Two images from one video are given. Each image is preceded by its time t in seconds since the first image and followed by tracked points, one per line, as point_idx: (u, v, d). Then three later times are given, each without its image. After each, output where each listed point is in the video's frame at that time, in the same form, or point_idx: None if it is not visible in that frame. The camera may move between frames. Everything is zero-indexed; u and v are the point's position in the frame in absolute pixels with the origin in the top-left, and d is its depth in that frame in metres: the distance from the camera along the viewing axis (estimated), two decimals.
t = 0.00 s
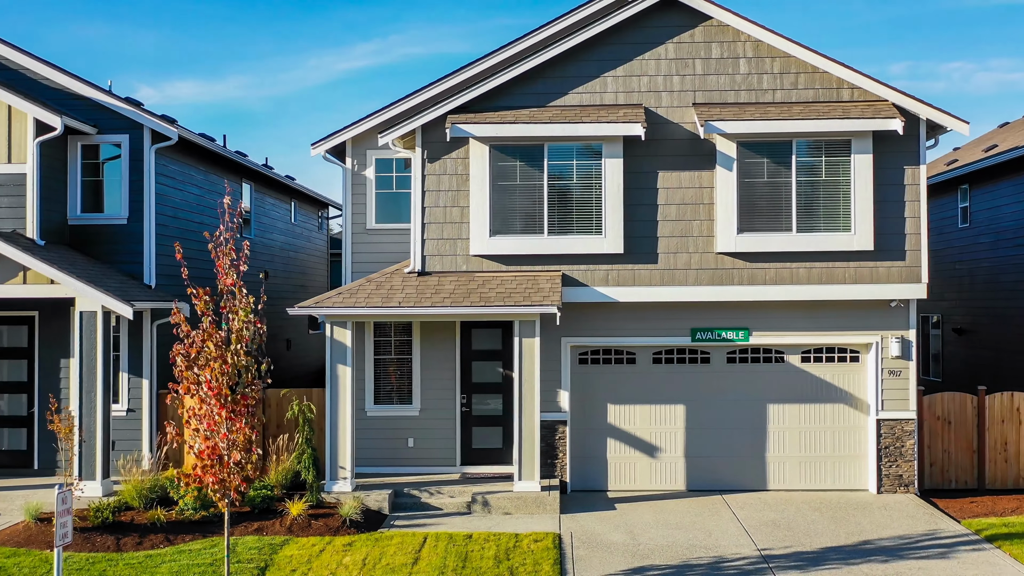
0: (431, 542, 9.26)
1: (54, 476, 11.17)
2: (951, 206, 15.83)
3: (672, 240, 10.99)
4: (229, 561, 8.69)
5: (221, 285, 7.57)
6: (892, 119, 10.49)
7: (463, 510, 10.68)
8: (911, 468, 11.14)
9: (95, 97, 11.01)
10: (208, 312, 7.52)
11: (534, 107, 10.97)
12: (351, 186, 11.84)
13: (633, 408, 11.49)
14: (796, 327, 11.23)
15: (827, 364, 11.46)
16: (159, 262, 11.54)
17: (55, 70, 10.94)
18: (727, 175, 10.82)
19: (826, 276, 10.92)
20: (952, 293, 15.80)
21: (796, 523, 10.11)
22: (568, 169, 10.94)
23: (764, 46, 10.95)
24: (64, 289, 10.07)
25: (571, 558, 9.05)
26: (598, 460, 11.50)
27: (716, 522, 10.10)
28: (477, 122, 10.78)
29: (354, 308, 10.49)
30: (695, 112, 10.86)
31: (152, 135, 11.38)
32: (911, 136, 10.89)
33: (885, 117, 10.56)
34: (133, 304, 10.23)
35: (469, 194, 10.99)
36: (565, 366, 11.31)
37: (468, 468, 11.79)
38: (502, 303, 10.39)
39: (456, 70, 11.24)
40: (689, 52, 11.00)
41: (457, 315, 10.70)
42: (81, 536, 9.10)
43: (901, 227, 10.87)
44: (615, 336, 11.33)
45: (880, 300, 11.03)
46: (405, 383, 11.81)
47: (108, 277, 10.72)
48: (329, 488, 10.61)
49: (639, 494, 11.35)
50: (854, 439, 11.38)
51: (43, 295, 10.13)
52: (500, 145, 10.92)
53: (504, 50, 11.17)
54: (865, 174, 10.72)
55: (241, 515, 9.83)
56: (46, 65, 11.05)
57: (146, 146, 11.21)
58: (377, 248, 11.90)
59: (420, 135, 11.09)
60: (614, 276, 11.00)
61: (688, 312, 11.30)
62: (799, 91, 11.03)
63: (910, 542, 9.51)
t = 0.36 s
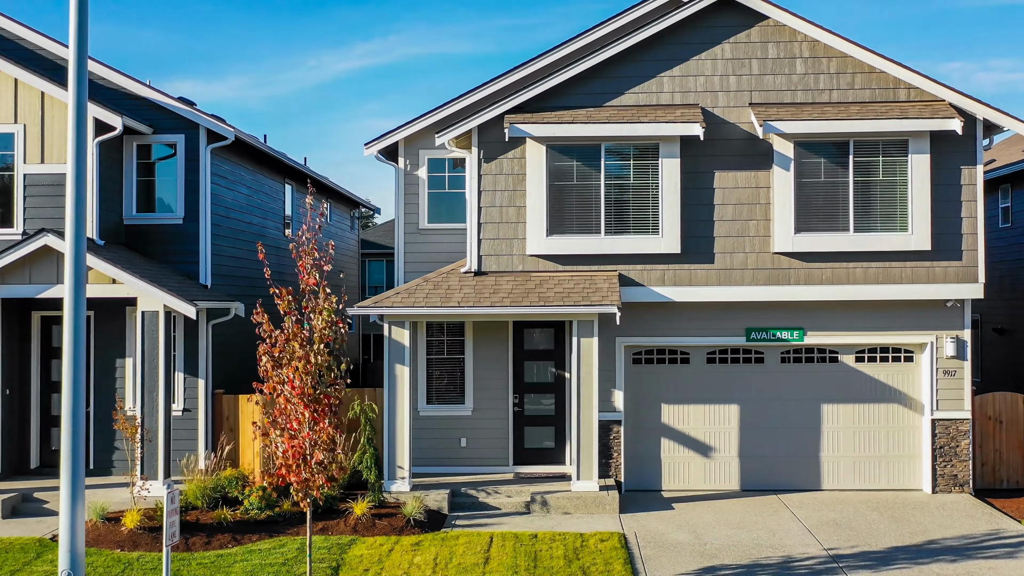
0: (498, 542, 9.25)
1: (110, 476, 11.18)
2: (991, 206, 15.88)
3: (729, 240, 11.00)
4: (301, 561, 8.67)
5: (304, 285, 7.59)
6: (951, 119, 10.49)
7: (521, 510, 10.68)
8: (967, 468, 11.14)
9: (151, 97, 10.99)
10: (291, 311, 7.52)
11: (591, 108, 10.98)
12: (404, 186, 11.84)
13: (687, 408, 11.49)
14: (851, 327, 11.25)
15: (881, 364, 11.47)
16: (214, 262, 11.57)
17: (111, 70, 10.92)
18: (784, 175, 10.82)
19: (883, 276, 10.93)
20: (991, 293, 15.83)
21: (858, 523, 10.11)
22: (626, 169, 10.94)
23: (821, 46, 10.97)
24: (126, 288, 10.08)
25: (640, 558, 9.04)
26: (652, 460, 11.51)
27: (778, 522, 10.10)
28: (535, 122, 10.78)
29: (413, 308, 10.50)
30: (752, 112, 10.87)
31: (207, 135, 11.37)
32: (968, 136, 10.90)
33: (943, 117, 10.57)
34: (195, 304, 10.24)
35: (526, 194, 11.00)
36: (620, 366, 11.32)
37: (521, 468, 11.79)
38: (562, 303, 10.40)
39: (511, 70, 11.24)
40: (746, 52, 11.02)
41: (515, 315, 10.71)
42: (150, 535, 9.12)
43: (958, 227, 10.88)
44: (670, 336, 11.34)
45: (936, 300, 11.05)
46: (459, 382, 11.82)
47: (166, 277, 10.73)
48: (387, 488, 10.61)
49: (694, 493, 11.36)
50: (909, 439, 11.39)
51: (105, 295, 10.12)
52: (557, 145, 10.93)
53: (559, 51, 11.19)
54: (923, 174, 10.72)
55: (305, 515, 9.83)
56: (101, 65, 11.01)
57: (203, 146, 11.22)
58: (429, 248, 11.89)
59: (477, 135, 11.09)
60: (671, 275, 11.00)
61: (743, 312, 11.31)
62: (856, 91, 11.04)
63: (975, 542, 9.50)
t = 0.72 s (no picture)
0: (563, 542, 9.25)
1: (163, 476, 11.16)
2: None
3: (783, 240, 11.00)
4: (370, 561, 8.67)
5: (382, 284, 7.62)
6: (1007, 119, 10.49)
7: (577, 510, 10.69)
8: (1021, 468, 11.14)
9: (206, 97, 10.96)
10: (370, 311, 7.55)
11: (646, 107, 10.99)
12: (454, 186, 11.84)
13: (739, 408, 11.49)
14: (904, 327, 11.25)
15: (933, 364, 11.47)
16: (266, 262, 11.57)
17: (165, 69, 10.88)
18: (839, 174, 10.82)
19: (938, 276, 10.94)
20: None
21: (917, 522, 10.11)
22: (680, 169, 10.95)
23: (875, 46, 10.97)
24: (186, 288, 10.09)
25: (706, 557, 9.04)
26: (704, 460, 11.51)
27: (837, 522, 10.10)
28: (590, 122, 10.78)
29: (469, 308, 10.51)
30: (806, 112, 10.87)
31: (260, 135, 11.36)
32: (1022, 136, 10.90)
33: (1000, 117, 10.57)
34: (253, 304, 10.25)
35: (581, 193, 11.00)
36: (672, 366, 11.33)
37: (571, 468, 11.79)
38: (619, 303, 10.41)
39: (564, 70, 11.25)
40: (800, 52, 11.02)
41: (571, 315, 10.72)
42: (216, 535, 9.11)
43: (1012, 227, 10.88)
44: (722, 336, 11.35)
45: (990, 300, 11.05)
46: (509, 382, 11.81)
47: (222, 276, 10.73)
48: (444, 488, 10.61)
49: (746, 493, 11.36)
50: (961, 439, 11.39)
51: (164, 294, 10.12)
52: (612, 145, 10.93)
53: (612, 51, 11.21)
54: (978, 174, 10.72)
55: (366, 514, 9.84)
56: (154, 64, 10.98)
57: (256, 146, 11.23)
58: (480, 248, 11.89)
59: (530, 135, 11.10)
60: (725, 275, 11.01)
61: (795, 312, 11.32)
62: (909, 91, 11.05)
63: None
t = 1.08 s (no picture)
0: (632, 541, 9.26)
1: (221, 476, 11.18)
2: None
3: (840, 240, 11.01)
4: (445, 561, 8.68)
5: (465, 284, 7.61)
6: None
7: (637, 509, 10.70)
8: None
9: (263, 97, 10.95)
10: (456, 310, 7.54)
11: (704, 107, 11.00)
12: (508, 186, 11.86)
13: (795, 408, 11.51)
14: (961, 326, 11.26)
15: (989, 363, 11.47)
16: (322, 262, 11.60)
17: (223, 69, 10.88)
18: (898, 174, 10.84)
19: (996, 275, 10.95)
20: None
21: (980, 522, 10.12)
22: (739, 169, 10.95)
23: (933, 45, 10.98)
24: (250, 288, 10.10)
25: (777, 556, 9.05)
26: (760, 459, 11.52)
27: (901, 522, 10.11)
28: (649, 122, 10.79)
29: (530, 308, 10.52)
30: (865, 112, 10.89)
31: (316, 134, 11.37)
32: None
33: None
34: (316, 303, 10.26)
35: (639, 193, 11.01)
36: (729, 366, 11.34)
37: (625, 467, 11.81)
38: (680, 303, 10.42)
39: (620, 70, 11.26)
40: (857, 52, 11.03)
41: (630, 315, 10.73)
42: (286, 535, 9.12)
43: None
44: (778, 336, 11.38)
45: None
46: (563, 382, 11.82)
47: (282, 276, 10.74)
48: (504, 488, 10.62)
49: (802, 493, 11.37)
50: (1017, 438, 11.40)
51: (228, 294, 10.14)
52: (670, 145, 10.94)
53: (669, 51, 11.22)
54: None
55: (432, 514, 9.85)
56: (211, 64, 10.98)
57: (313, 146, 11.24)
58: (533, 247, 11.91)
59: (587, 135, 11.11)
60: (783, 275, 11.01)
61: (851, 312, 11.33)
62: (967, 91, 11.06)
63: None
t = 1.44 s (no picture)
0: (705, 540, 9.27)
1: (281, 475, 11.19)
2: None
3: (900, 239, 11.04)
4: (523, 559, 8.71)
5: (554, 283, 7.68)
6: None
7: (700, 508, 10.71)
8: None
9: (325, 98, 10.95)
10: (544, 308, 7.61)
11: (765, 107, 11.03)
12: (564, 185, 11.89)
13: (852, 407, 11.53)
14: (1019, 325, 11.28)
15: None
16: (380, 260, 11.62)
17: (286, 70, 10.90)
18: (959, 174, 10.85)
19: None
20: None
21: None
22: (799, 169, 10.97)
23: (994, 45, 11.00)
24: (317, 287, 10.12)
25: (851, 554, 9.06)
26: (817, 458, 11.53)
27: (966, 520, 10.14)
28: (712, 122, 10.81)
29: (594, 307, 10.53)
30: (925, 112, 10.91)
31: (376, 134, 11.38)
32: None
33: None
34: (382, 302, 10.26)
35: (699, 193, 11.04)
36: (787, 365, 11.36)
37: (681, 466, 11.82)
38: (744, 302, 10.44)
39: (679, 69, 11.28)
40: (917, 51, 11.06)
41: (693, 315, 10.75)
42: (361, 533, 9.14)
43: None
44: (836, 335, 11.40)
45: None
46: (620, 381, 11.83)
47: (345, 275, 10.76)
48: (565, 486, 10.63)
49: (861, 492, 11.39)
50: None
51: (295, 293, 10.16)
52: (731, 144, 10.95)
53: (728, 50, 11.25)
54: None
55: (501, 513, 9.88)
56: (271, 63, 11.00)
57: (373, 145, 11.25)
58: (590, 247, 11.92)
59: (647, 135, 11.14)
60: (843, 274, 11.03)
61: (909, 311, 11.36)
62: None
63: None
